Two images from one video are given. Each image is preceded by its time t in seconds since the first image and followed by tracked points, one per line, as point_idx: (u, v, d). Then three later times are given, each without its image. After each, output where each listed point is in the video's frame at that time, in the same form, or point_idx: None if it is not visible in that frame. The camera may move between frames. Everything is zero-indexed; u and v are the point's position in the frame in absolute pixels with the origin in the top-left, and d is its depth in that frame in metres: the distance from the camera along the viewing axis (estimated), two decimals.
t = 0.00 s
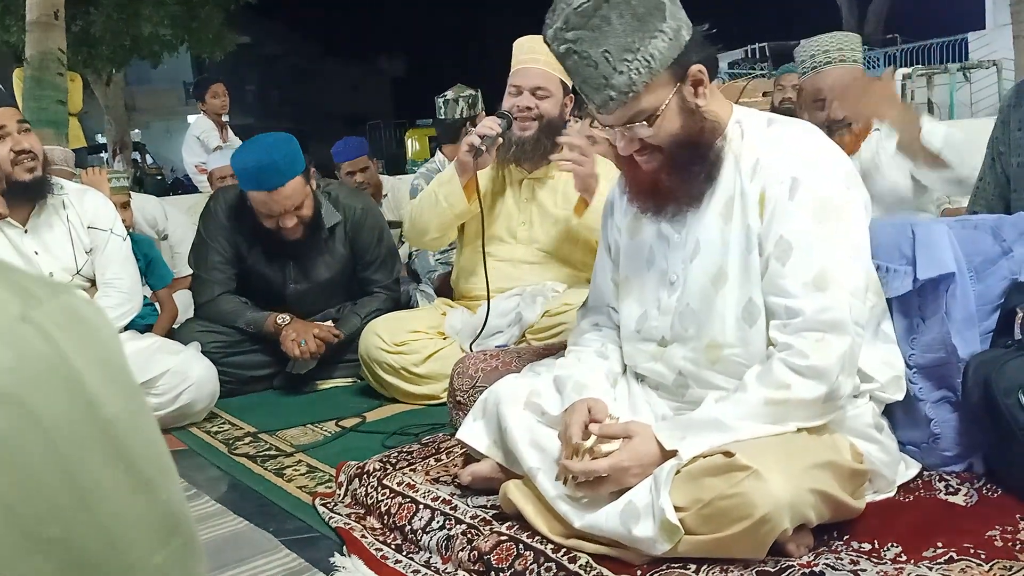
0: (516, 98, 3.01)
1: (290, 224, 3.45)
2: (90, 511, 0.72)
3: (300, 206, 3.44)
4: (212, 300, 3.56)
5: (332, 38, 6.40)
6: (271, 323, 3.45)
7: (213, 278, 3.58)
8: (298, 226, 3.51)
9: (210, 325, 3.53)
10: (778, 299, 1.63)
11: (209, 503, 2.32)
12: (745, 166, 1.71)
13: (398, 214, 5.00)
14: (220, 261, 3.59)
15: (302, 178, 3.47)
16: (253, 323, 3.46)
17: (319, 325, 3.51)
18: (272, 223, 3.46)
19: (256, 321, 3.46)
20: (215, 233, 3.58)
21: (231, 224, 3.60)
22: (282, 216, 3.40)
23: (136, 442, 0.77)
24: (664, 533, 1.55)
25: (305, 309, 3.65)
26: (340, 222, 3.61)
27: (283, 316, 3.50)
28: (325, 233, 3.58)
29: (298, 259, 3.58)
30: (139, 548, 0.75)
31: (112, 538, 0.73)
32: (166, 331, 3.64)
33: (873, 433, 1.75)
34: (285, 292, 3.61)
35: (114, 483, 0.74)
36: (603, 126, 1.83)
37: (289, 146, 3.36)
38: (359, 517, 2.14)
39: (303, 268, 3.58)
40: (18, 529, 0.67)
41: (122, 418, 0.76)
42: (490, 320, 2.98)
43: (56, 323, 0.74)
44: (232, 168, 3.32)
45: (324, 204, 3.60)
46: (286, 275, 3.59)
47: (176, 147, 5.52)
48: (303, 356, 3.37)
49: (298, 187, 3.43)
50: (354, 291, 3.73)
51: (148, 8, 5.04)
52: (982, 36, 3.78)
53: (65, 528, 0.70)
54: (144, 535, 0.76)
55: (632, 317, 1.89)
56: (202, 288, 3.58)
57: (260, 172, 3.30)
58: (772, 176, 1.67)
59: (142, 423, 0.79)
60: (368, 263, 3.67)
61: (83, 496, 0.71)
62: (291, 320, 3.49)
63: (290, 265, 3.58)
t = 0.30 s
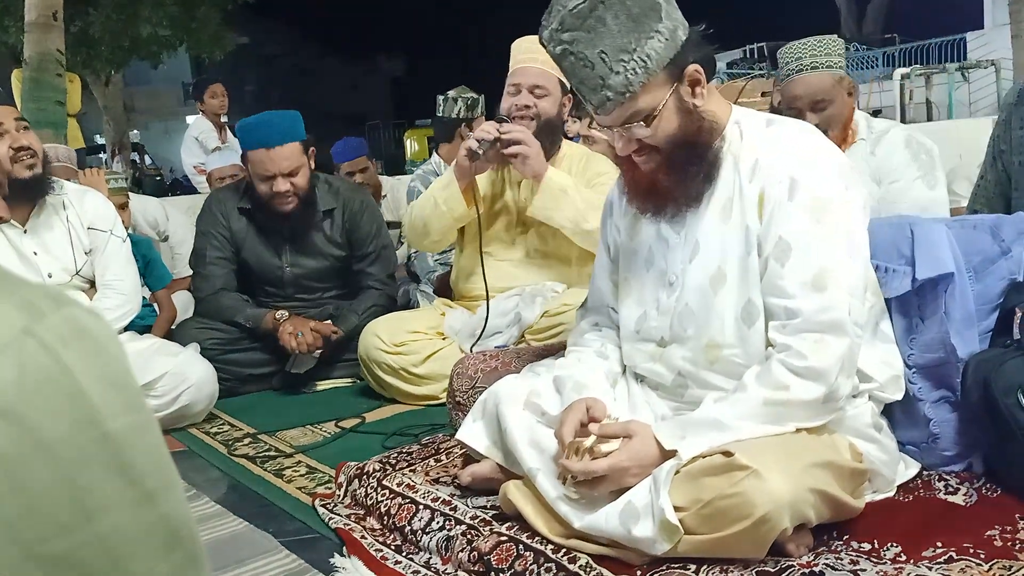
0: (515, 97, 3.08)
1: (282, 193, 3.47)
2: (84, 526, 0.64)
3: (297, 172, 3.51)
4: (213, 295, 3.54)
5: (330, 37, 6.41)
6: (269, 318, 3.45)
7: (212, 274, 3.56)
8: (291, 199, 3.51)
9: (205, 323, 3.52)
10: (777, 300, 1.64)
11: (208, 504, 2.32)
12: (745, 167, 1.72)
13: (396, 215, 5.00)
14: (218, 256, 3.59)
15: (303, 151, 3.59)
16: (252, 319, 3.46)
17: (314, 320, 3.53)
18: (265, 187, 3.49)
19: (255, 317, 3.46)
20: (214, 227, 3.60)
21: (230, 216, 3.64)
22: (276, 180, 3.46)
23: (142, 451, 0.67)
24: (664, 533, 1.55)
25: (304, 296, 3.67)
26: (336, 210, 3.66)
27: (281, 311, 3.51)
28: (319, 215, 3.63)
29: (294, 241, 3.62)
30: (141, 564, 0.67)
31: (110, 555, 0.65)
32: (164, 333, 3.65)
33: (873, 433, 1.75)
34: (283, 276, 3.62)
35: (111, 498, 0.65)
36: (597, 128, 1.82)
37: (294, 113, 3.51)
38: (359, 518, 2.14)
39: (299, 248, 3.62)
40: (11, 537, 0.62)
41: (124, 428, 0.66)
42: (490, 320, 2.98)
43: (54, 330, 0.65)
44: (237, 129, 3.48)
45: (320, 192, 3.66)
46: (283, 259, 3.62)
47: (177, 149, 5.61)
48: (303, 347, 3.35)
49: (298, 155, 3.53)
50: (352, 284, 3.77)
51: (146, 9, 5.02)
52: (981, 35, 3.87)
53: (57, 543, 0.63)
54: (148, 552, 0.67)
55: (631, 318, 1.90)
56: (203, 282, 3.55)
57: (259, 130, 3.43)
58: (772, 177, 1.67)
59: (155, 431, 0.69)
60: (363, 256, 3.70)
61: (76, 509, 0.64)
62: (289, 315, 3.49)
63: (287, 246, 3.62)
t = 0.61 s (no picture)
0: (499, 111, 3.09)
1: (283, 178, 3.53)
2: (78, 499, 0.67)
3: (299, 160, 3.57)
4: (214, 293, 3.56)
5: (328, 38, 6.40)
6: (269, 322, 3.45)
7: (212, 271, 3.57)
8: (291, 184, 3.54)
9: (206, 321, 3.52)
10: (787, 309, 1.64)
11: (208, 505, 2.32)
12: (759, 173, 1.72)
13: (395, 217, 4.98)
14: (219, 255, 3.60)
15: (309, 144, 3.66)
16: (252, 318, 3.47)
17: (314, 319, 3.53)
18: (267, 171, 3.55)
19: (256, 316, 3.47)
20: (214, 226, 3.61)
21: (231, 214, 3.65)
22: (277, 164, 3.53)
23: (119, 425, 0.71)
24: (665, 534, 1.55)
25: (303, 292, 3.67)
26: (335, 207, 3.67)
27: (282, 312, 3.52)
28: (318, 209, 3.65)
29: (293, 234, 3.63)
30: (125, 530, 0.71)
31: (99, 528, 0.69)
32: (163, 334, 3.64)
33: (873, 435, 1.76)
34: (282, 269, 3.62)
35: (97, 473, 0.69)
36: (615, 128, 1.80)
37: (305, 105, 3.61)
38: (359, 519, 2.14)
39: (298, 241, 3.63)
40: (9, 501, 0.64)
41: (104, 403, 0.70)
42: (488, 321, 2.95)
43: (35, 314, 0.69)
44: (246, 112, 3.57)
45: (320, 189, 3.69)
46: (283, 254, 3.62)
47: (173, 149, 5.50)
48: (313, 348, 3.34)
49: (302, 145, 3.61)
50: (351, 284, 3.76)
51: (146, 10, 5.08)
52: (978, 37, 3.88)
53: (54, 520, 0.66)
54: (130, 521, 0.71)
55: (636, 319, 1.90)
56: (202, 280, 3.57)
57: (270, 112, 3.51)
58: (787, 185, 1.68)
59: (128, 410, 0.74)
60: (361, 253, 3.69)
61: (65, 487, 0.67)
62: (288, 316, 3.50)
63: (286, 240, 3.63)
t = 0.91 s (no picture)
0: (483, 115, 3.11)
1: (286, 195, 3.46)
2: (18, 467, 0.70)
3: (308, 184, 3.50)
4: (212, 296, 3.53)
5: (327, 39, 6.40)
6: (265, 319, 3.45)
7: (211, 276, 3.56)
8: (290, 203, 3.50)
9: (204, 323, 3.51)
10: (794, 314, 1.65)
11: (205, 506, 2.32)
12: (770, 176, 1.71)
13: (395, 218, 4.98)
14: (218, 260, 3.59)
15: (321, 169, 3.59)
16: (247, 319, 3.45)
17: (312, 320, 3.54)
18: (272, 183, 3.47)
19: (252, 316, 3.46)
20: (213, 228, 3.60)
21: (230, 218, 3.63)
22: (284, 181, 3.45)
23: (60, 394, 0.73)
24: (664, 535, 1.55)
25: (302, 300, 3.68)
26: (337, 215, 3.66)
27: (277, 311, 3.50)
28: (319, 220, 3.63)
29: (293, 245, 3.62)
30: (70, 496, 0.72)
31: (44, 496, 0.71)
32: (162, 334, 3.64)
33: (873, 436, 1.76)
34: (281, 279, 3.62)
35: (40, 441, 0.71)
36: (628, 126, 1.79)
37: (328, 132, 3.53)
38: (358, 520, 2.14)
39: (296, 252, 3.62)
40: None
41: (47, 372, 0.73)
42: (486, 323, 2.94)
43: None
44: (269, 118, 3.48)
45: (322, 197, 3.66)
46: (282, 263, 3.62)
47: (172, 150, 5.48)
48: (310, 347, 3.33)
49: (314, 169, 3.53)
50: (350, 288, 3.78)
51: (146, 11, 5.11)
52: (978, 38, 3.94)
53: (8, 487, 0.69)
54: (87, 492, 0.74)
55: (638, 319, 1.91)
56: (200, 284, 3.55)
57: (287, 127, 3.44)
58: (798, 189, 1.68)
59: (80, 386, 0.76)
60: (361, 258, 3.69)
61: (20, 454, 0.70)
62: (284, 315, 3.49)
63: (286, 250, 3.62)
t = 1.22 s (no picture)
0: (469, 117, 3.08)
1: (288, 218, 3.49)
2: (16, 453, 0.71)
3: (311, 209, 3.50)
4: (210, 302, 3.52)
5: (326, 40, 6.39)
6: (267, 330, 3.44)
7: (210, 282, 3.55)
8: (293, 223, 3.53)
9: (204, 328, 3.50)
10: (792, 313, 1.64)
11: (204, 507, 2.32)
12: (767, 174, 1.71)
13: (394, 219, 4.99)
14: (218, 265, 3.57)
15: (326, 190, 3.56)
16: (247, 328, 3.45)
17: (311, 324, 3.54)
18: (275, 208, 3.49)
19: (252, 325, 3.45)
20: (214, 233, 3.57)
21: (232, 226, 3.59)
22: (285, 207, 3.45)
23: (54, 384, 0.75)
24: (663, 536, 1.55)
25: (301, 310, 3.66)
26: (340, 225, 3.67)
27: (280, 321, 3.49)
28: (324, 233, 3.64)
29: (295, 259, 3.61)
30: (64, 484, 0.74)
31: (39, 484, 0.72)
32: (161, 334, 3.65)
33: (871, 436, 1.76)
34: (282, 291, 3.62)
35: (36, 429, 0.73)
36: (625, 124, 1.80)
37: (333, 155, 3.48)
38: (356, 520, 2.14)
39: (299, 267, 3.62)
40: None
41: (38, 363, 0.75)
42: (483, 325, 2.97)
43: None
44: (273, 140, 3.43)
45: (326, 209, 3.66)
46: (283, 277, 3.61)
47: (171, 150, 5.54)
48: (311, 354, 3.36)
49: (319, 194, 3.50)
50: (347, 291, 3.76)
51: (144, 12, 5.08)
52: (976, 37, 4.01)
53: None
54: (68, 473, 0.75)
55: (636, 319, 1.90)
56: (199, 289, 3.54)
57: (289, 156, 3.40)
58: (795, 188, 1.67)
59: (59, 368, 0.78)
60: (364, 265, 3.71)
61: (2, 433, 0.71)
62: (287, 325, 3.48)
63: (286, 265, 3.61)
